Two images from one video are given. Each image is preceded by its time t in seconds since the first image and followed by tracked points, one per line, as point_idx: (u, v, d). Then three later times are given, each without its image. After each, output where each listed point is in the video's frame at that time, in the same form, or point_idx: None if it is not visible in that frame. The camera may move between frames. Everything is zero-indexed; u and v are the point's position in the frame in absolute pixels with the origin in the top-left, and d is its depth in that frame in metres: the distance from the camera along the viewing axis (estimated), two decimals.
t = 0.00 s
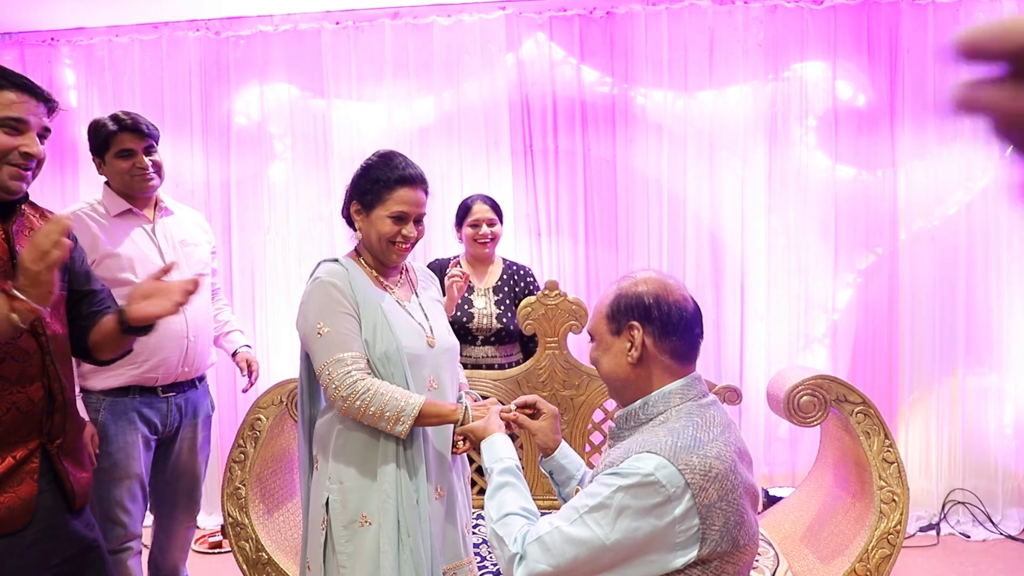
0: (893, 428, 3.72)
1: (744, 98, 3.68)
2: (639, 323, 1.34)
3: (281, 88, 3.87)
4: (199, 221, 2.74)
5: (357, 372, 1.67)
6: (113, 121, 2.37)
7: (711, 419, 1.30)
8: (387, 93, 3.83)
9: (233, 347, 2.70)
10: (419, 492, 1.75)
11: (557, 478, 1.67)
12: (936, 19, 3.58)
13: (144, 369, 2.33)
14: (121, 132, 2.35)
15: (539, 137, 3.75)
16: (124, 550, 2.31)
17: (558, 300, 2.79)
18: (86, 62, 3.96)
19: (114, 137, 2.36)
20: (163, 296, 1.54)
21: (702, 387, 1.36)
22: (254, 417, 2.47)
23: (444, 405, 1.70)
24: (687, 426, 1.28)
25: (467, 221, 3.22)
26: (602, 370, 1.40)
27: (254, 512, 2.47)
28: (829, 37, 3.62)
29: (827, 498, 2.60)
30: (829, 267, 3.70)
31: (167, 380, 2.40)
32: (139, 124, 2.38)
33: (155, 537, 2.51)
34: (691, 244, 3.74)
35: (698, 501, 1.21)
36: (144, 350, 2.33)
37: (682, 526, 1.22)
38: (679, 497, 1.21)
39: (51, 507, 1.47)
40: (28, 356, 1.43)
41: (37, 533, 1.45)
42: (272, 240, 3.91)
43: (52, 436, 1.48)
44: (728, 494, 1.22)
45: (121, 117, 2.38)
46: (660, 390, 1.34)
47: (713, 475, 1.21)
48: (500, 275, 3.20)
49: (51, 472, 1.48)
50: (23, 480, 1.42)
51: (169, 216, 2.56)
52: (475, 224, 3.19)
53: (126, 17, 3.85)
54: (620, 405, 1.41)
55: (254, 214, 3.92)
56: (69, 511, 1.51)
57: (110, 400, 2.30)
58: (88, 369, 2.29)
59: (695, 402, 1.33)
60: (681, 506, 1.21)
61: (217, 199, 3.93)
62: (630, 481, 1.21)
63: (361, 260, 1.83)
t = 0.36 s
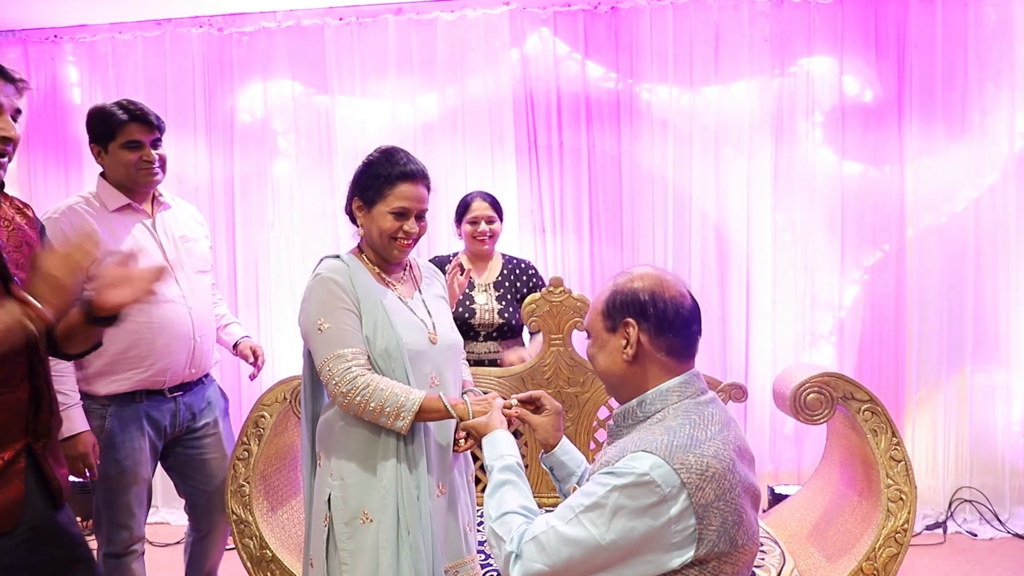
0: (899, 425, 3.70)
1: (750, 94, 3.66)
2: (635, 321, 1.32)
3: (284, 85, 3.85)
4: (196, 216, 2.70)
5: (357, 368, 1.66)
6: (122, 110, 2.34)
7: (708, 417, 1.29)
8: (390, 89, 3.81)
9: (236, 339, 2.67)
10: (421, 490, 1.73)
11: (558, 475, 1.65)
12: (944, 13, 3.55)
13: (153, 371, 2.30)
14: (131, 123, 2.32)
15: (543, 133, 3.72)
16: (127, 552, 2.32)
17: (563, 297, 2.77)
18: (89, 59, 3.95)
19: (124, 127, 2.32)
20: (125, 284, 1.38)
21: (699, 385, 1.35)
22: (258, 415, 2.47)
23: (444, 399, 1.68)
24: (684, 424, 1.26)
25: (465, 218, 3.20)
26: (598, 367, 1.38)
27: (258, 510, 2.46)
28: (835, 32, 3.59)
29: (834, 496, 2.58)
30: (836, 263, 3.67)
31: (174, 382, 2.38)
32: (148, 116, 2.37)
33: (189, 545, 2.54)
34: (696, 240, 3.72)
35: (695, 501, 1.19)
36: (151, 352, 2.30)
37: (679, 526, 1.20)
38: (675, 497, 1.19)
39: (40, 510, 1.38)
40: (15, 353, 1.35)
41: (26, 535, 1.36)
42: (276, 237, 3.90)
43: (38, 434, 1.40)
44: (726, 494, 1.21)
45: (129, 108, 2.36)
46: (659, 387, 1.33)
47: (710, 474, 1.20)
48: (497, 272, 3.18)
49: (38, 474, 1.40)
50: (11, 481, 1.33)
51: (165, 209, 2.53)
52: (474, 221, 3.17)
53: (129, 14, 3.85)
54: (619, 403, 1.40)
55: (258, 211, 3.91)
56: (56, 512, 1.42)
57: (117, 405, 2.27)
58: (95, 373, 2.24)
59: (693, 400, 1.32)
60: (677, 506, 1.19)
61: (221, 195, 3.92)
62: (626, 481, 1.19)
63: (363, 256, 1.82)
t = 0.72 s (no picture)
0: (904, 422, 3.68)
1: (755, 89, 3.64)
2: (635, 315, 1.31)
3: (288, 79, 3.84)
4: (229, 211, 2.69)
5: (361, 361, 1.66)
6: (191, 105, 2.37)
7: (708, 414, 1.27)
8: (394, 83, 3.80)
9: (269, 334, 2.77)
10: (424, 485, 1.72)
11: (563, 470, 1.65)
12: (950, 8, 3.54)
13: (176, 365, 2.30)
14: (194, 116, 2.34)
15: (548, 128, 3.71)
16: (143, 548, 2.30)
17: (567, 293, 2.76)
18: (92, 53, 3.94)
19: (184, 118, 2.33)
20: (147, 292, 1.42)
21: (701, 379, 1.33)
22: (260, 410, 2.45)
23: (449, 390, 1.68)
24: (682, 420, 1.25)
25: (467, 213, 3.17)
26: (599, 361, 1.37)
27: (260, 505, 2.45)
28: (841, 27, 3.57)
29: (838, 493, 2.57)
30: (841, 260, 3.66)
31: (200, 377, 2.38)
32: (212, 117, 2.40)
33: (207, 542, 2.52)
34: (701, 236, 3.71)
35: (689, 497, 1.18)
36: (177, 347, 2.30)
37: (673, 523, 1.19)
38: (669, 493, 1.18)
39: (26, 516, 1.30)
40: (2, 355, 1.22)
41: (6, 540, 1.37)
42: (279, 232, 3.89)
43: (21, 440, 1.38)
44: (722, 491, 1.20)
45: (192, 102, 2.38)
46: (660, 382, 1.32)
47: (705, 471, 1.19)
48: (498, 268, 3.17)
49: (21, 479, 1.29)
50: None
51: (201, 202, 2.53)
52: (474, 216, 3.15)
53: (131, 8, 3.83)
54: (620, 398, 1.39)
55: (261, 206, 3.90)
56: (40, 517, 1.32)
57: (141, 399, 2.27)
58: (121, 364, 2.26)
59: (694, 395, 1.31)
60: (671, 502, 1.18)
61: (224, 190, 3.91)
62: (620, 476, 1.18)
63: (367, 252, 1.81)
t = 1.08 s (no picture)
0: (906, 418, 3.68)
1: (757, 85, 3.63)
2: (635, 312, 1.31)
3: (290, 75, 3.84)
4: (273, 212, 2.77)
5: (361, 357, 1.66)
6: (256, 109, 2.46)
7: (709, 410, 1.27)
8: (396, 79, 3.80)
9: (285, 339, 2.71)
10: (424, 480, 1.71)
11: (562, 469, 1.65)
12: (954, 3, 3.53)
13: (198, 354, 2.37)
14: (255, 120, 2.41)
15: (550, 124, 3.70)
16: (156, 541, 2.32)
17: (569, 289, 2.75)
18: (93, 49, 3.93)
19: (245, 121, 2.40)
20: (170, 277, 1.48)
21: (702, 376, 1.33)
22: (262, 406, 2.45)
23: (447, 388, 1.67)
24: (683, 417, 1.25)
25: (466, 210, 3.17)
26: (598, 358, 1.37)
27: (262, 501, 2.46)
28: (843, 23, 3.57)
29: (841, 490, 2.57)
30: (843, 257, 3.66)
31: (221, 369, 2.44)
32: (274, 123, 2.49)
33: (217, 539, 2.58)
34: (703, 232, 3.71)
35: (692, 494, 1.18)
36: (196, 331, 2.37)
37: (675, 520, 1.19)
38: (671, 490, 1.18)
39: (82, 497, 1.47)
40: (67, 352, 1.42)
41: (65, 520, 1.44)
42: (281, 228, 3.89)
43: (88, 426, 1.47)
44: (723, 488, 1.20)
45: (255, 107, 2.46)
46: (660, 379, 1.31)
47: (707, 468, 1.19)
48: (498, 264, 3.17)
49: (83, 463, 1.48)
50: (60, 469, 1.41)
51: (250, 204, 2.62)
52: (474, 213, 3.14)
53: (133, 3, 3.82)
54: (620, 394, 1.39)
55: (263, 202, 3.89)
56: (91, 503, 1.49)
57: (163, 385, 2.35)
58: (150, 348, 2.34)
59: (694, 392, 1.31)
60: (674, 499, 1.18)
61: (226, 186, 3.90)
62: (622, 475, 1.18)
63: (371, 248, 1.81)
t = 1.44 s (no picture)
0: (907, 414, 3.68)
1: (758, 81, 3.63)
2: (633, 305, 1.30)
3: (289, 71, 3.83)
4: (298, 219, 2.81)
5: (364, 355, 1.65)
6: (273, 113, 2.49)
7: (706, 404, 1.27)
8: (396, 75, 3.79)
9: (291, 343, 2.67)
10: (425, 482, 1.71)
11: (572, 461, 1.64)
12: None
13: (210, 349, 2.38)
14: (273, 122, 2.45)
15: (550, 120, 3.69)
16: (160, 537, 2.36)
17: (570, 285, 2.75)
18: (92, 44, 3.92)
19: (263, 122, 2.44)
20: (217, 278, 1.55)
21: (699, 370, 1.33)
22: (262, 403, 2.45)
23: (450, 391, 1.67)
24: (681, 412, 1.24)
25: (463, 208, 3.16)
26: (597, 351, 1.36)
27: (261, 499, 2.46)
28: (844, 20, 3.56)
29: (841, 486, 2.57)
30: (844, 253, 3.65)
31: (232, 366, 2.45)
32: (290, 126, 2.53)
33: (215, 533, 2.60)
34: (703, 229, 3.70)
35: (692, 489, 1.18)
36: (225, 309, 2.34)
37: (677, 515, 1.19)
38: (671, 485, 1.18)
39: (90, 491, 1.47)
40: (83, 348, 1.43)
41: (74, 513, 1.44)
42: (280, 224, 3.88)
43: (99, 424, 1.47)
44: (722, 480, 1.20)
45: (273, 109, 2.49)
46: (658, 375, 1.31)
47: (706, 462, 1.19)
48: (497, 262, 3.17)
49: (93, 458, 1.47)
50: (68, 463, 1.42)
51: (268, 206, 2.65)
52: (473, 210, 3.13)
53: None
54: (619, 390, 1.38)
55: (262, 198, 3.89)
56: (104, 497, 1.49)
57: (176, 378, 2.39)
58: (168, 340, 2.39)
59: (692, 386, 1.30)
60: (675, 494, 1.18)
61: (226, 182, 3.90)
62: (623, 474, 1.17)
63: (376, 245, 1.80)
